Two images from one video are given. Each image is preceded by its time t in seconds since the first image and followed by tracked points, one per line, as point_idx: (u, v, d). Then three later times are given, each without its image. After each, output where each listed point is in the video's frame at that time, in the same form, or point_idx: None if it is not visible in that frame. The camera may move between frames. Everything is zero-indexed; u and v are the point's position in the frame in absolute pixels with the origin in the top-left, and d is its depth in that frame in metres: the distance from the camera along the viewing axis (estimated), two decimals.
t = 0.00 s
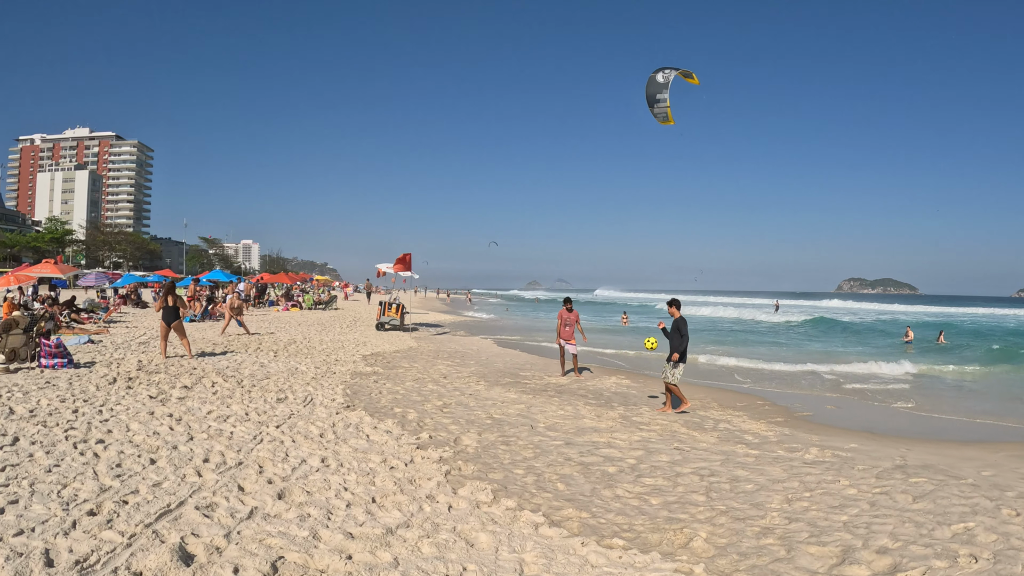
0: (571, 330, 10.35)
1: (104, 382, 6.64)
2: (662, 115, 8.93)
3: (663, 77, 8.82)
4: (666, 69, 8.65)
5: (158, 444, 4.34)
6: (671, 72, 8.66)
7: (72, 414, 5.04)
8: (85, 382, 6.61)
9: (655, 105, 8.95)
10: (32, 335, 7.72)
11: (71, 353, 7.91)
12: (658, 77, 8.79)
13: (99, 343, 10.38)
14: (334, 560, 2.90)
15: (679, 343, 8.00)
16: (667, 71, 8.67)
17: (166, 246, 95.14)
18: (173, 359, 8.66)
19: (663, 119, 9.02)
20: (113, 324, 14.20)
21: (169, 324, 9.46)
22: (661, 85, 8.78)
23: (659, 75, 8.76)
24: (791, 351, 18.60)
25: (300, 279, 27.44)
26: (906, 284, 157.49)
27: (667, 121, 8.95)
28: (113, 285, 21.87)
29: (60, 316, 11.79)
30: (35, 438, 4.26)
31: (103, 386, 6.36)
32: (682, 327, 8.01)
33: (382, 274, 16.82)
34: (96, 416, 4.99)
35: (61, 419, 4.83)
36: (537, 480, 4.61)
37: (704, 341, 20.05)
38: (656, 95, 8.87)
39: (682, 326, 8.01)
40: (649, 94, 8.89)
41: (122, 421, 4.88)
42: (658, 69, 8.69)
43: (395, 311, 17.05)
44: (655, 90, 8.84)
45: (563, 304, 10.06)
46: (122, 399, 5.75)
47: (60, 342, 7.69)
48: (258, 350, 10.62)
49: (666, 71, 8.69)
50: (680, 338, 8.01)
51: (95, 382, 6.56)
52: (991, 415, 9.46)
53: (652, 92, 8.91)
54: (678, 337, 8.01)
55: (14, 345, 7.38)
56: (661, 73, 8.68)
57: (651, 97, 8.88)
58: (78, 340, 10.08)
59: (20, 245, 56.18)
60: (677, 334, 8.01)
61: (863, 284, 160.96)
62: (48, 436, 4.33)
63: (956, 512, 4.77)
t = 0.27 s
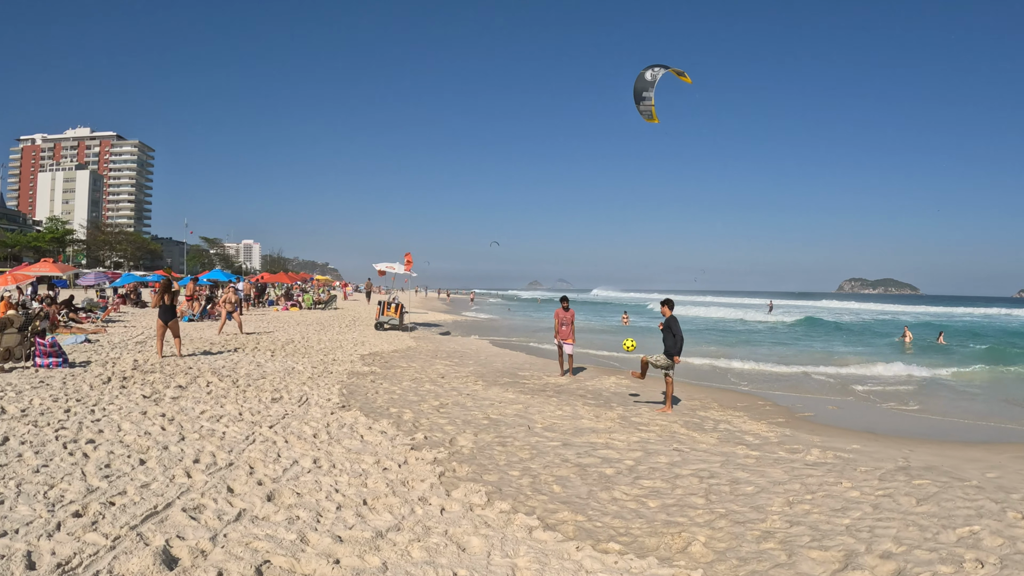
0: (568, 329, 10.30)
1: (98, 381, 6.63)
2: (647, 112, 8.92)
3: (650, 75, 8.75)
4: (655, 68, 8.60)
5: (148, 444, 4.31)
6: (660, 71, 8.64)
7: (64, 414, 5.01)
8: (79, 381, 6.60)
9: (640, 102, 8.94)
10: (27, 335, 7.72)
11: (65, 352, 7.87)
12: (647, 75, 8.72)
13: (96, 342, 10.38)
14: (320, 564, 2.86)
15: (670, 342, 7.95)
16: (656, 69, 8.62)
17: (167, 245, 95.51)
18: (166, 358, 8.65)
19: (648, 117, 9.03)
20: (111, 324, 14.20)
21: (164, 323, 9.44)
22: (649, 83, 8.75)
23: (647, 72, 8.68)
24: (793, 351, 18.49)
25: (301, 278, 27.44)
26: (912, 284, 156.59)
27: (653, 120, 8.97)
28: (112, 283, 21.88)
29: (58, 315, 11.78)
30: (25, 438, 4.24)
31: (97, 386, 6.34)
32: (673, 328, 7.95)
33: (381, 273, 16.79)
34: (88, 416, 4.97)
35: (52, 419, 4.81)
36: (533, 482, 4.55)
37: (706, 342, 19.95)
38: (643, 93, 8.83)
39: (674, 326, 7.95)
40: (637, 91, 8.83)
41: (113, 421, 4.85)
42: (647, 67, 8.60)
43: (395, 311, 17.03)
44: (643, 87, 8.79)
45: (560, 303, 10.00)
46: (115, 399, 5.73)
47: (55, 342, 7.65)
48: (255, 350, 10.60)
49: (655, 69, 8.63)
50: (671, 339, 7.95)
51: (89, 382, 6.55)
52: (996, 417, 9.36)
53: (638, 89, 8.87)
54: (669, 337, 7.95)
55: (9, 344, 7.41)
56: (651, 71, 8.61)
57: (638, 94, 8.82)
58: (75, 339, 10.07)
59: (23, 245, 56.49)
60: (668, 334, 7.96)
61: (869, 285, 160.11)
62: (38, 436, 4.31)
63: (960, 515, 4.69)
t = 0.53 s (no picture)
0: (565, 330, 10.22)
1: (92, 382, 6.60)
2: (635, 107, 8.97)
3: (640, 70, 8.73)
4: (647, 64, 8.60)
5: (138, 447, 4.27)
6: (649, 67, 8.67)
7: (54, 415, 4.99)
8: (72, 382, 6.57)
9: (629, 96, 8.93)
10: (22, 335, 7.74)
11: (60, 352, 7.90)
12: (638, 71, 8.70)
13: (92, 343, 10.37)
14: (306, 573, 2.80)
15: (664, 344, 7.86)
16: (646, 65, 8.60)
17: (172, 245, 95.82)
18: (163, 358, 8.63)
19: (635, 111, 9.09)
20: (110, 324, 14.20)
21: (160, 323, 9.44)
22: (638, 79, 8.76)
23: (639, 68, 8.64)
24: (795, 352, 18.37)
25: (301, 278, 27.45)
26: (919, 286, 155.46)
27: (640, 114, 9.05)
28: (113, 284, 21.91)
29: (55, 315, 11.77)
30: (13, 440, 4.21)
31: (91, 387, 6.31)
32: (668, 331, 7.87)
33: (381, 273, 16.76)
34: (79, 418, 4.94)
35: (43, 421, 4.78)
36: (530, 487, 4.48)
37: (708, 343, 19.84)
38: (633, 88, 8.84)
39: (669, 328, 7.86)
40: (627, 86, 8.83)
41: (105, 423, 4.81)
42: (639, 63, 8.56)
43: (395, 311, 17.01)
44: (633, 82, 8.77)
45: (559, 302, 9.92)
46: (108, 400, 5.70)
47: (50, 342, 7.69)
48: (253, 350, 10.57)
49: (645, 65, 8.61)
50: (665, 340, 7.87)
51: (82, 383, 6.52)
52: (1003, 419, 9.22)
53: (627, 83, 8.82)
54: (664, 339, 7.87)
55: (4, 344, 7.42)
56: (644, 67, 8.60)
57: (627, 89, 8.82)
58: (72, 340, 10.06)
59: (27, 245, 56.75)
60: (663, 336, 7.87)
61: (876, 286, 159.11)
62: (27, 438, 4.28)
63: (968, 521, 4.58)
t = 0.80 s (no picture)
0: (566, 333, 10.11)
1: (92, 383, 6.58)
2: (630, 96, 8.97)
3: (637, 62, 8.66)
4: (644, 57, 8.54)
5: (135, 450, 4.22)
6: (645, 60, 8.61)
7: (53, 417, 4.95)
8: (72, 383, 6.55)
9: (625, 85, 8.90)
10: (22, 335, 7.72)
11: (60, 352, 7.91)
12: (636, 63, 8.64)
13: (94, 343, 10.37)
14: None
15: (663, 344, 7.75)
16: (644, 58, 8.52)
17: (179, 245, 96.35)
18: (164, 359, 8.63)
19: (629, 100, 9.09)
20: (113, 324, 14.23)
21: (162, 322, 9.46)
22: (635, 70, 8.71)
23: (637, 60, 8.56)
24: (803, 352, 18.19)
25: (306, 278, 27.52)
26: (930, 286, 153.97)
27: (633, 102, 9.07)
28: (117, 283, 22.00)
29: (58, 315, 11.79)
30: (9, 442, 4.18)
31: (90, 388, 6.28)
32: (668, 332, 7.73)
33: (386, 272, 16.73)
34: (77, 419, 4.90)
35: (40, 422, 4.74)
36: (535, 492, 4.38)
37: (714, 343, 19.68)
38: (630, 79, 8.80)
39: (671, 329, 7.72)
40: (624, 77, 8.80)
41: (102, 425, 4.77)
42: (639, 55, 8.47)
43: (399, 310, 16.98)
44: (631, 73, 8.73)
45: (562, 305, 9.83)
46: (107, 401, 5.66)
47: (50, 342, 7.71)
48: (257, 350, 10.53)
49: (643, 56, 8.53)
50: (665, 341, 7.74)
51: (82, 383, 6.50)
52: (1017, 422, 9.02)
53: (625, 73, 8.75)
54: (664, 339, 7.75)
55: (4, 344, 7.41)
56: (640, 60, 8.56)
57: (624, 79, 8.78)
58: (74, 340, 10.06)
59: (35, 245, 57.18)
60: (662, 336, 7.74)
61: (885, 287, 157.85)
62: (23, 440, 4.24)
63: (984, 527, 4.44)
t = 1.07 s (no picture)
0: (577, 330, 9.92)
1: (103, 383, 6.54)
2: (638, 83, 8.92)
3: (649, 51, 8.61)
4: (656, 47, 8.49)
5: (145, 452, 4.14)
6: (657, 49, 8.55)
7: (62, 418, 4.90)
8: (82, 383, 6.53)
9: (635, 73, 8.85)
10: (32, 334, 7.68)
11: (70, 352, 7.90)
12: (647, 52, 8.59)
13: (107, 342, 10.40)
14: None
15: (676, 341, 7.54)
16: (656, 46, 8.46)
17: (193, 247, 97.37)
18: (175, 358, 8.60)
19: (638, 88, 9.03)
20: (127, 323, 14.30)
21: (172, 322, 9.39)
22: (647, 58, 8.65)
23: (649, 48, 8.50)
24: (823, 353, 17.84)
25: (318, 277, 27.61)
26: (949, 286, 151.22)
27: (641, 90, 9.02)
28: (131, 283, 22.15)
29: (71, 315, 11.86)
30: (17, 444, 4.12)
31: (102, 388, 6.24)
32: (680, 328, 7.51)
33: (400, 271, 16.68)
34: (87, 420, 4.84)
35: (49, 423, 4.69)
36: (555, 497, 4.24)
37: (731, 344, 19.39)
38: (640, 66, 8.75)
39: (682, 325, 7.50)
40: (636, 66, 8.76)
41: (112, 426, 4.71)
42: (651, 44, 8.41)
43: (414, 310, 16.94)
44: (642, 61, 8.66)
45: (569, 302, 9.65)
46: (118, 402, 5.61)
47: (61, 342, 7.70)
48: (270, 350, 10.49)
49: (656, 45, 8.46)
50: (677, 337, 7.53)
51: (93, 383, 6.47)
52: None
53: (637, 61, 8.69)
54: (676, 336, 7.54)
55: (14, 344, 7.37)
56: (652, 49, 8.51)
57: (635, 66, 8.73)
58: (88, 340, 10.10)
59: (52, 245, 57.98)
60: (674, 333, 7.53)
61: (903, 286, 155.33)
62: (31, 441, 4.19)
63: (1018, 534, 4.22)
